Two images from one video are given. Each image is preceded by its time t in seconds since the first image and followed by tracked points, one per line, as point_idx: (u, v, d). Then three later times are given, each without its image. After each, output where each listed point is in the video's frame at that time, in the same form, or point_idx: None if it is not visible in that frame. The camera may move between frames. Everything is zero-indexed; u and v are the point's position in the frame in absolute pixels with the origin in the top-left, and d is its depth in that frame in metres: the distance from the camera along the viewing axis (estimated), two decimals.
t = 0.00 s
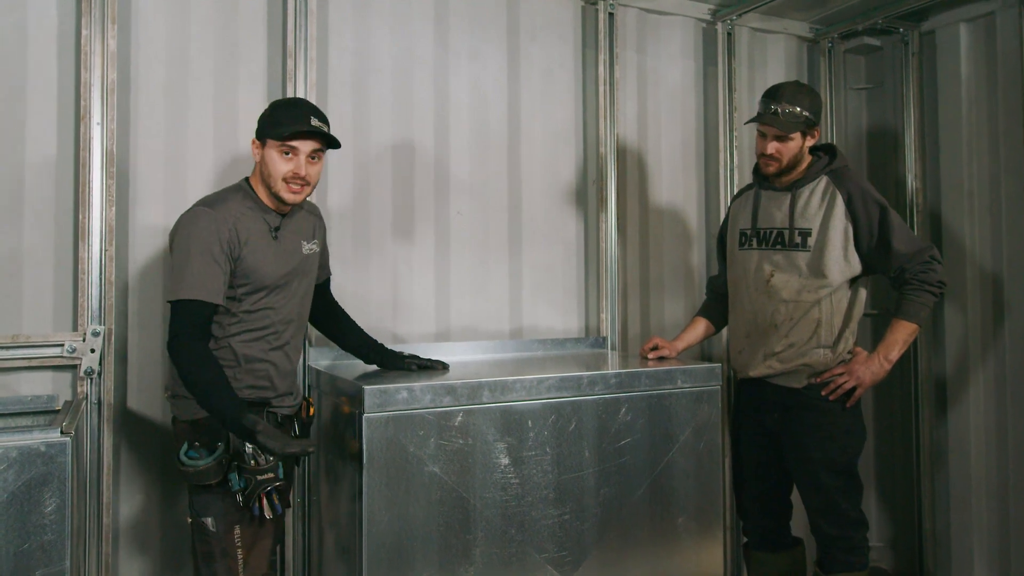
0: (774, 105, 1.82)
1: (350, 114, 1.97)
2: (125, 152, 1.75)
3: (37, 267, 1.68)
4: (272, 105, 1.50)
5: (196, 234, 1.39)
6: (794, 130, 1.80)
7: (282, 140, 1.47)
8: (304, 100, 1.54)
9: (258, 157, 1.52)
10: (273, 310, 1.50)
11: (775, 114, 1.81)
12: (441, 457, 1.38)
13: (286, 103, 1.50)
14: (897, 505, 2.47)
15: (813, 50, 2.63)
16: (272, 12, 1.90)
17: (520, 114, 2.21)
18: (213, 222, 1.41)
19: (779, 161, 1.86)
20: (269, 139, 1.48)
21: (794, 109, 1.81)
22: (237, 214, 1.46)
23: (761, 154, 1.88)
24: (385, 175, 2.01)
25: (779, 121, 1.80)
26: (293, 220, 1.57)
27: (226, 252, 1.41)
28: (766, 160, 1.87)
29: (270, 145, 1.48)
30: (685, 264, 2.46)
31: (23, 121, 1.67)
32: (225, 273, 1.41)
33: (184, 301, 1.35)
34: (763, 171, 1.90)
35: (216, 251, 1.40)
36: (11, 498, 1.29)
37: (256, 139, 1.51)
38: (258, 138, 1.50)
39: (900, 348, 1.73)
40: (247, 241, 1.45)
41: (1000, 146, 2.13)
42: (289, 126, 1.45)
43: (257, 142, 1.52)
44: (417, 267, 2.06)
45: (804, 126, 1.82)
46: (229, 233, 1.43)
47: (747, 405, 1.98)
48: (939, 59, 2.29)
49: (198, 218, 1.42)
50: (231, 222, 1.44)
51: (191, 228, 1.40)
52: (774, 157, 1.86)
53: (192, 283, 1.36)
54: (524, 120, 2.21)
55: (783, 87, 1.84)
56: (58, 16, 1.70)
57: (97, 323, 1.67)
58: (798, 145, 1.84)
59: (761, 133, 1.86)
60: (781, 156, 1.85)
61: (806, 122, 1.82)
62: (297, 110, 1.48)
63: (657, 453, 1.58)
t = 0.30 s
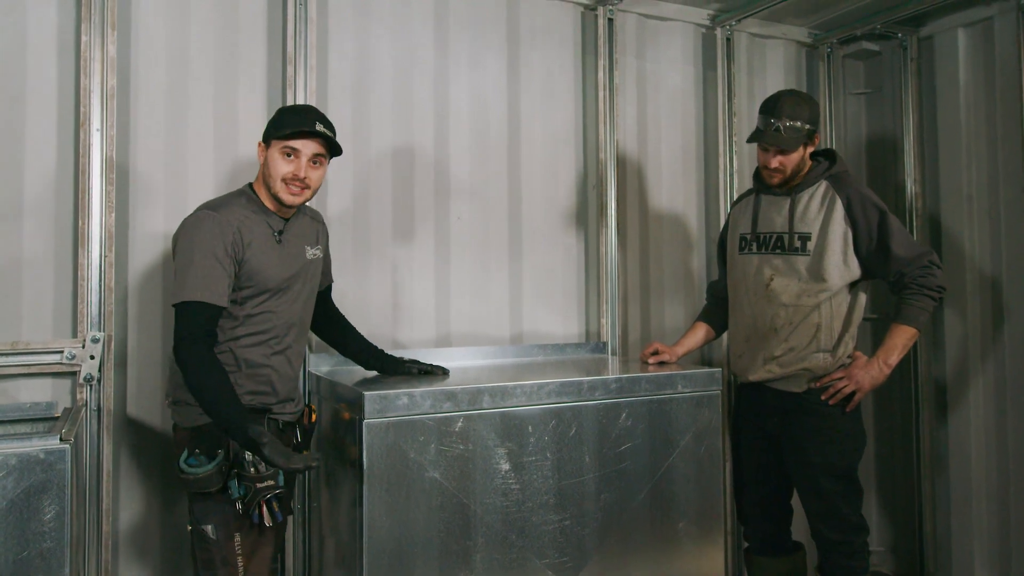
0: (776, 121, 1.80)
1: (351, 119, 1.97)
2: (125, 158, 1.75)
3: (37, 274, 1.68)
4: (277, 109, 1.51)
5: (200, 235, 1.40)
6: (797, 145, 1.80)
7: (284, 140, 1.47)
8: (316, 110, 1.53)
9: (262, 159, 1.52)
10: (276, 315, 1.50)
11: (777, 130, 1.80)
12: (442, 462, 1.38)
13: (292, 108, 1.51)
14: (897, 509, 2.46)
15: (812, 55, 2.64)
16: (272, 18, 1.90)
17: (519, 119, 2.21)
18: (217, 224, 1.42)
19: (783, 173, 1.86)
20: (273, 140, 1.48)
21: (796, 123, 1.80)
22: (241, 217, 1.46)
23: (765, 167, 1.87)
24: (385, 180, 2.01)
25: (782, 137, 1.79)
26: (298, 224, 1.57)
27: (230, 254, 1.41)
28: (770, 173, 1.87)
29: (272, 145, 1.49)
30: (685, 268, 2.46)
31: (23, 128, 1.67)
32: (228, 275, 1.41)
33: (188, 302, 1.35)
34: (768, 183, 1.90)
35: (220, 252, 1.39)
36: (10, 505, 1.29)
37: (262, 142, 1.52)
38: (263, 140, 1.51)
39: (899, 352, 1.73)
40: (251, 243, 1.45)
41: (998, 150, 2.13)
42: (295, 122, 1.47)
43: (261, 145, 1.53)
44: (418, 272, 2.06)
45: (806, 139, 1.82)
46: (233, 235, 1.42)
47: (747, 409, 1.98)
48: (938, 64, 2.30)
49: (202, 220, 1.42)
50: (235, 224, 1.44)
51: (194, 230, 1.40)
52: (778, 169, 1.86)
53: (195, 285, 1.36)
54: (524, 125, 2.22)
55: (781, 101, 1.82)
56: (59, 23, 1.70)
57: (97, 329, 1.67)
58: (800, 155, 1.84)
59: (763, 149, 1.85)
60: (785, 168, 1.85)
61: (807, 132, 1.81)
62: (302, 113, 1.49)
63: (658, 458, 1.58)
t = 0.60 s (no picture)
0: (776, 130, 1.80)
1: (347, 123, 1.97)
2: (121, 163, 1.75)
3: (33, 280, 1.68)
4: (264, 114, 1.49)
5: (182, 237, 1.40)
6: (796, 153, 1.80)
7: (280, 154, 1.46)
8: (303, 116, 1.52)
9: (251, 166, 1.51)
10: (264, 317, 1.49)
11: (777, 139, 1.80)
12: (439, 467, 1.38)
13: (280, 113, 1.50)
14: (896, 510, 2.46)
15: (806, 58, 2.65)
16: (268, 23, 1.90)
17: (516, 122, 2.21)
18: (200, 227, 1.42)
19: (783, 178, 1.87)
20: (265, 152, 1.47)
21: (795, 131, 1.80)
22: (225, 219, 1.46)
23: (764, 172, 1.87)
24: (381, 184, 2.01)
25: (783, 147, 1.80)
26: (284, 228, 1.57)
27: (213, 256, 1.41)
28: (770, 179, 1.88)
29: (265, 156, 1.48)
30: (682, 271, 2.46)
31: (18, 134, 1.67)
32: (212, 277, 1.41)
33: (172, 304, 1.36)
34: (768, 187, 1.90)
35: (203, 254, 1.40)
36: (6, 513, 1.28)
37: (251, 150, 1.50)
38: (252, 147, 1.49)
39: (897, 353, 1.73)
40: (235, 245, 1.45)
41: (993, 150, 2.14)
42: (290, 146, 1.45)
43: (248, 152, 1.50)
44: (415, 276, 2.06)
45: (805, 146, 1.82)
46: (215, 237, 1.43)
47: (745, 411, 1.98)
48: (933, 65, 2.31)
49: (185, 222, 1.42)
50: (219, 226, 1.44)
51: (178, 233, 1.41)
52: (778, 174, 1.86)
53: (179, 287, 1.36)
54: (520, 129, 2.22)
55: (781, 108, 1.82)
56: (54, 29, 1.70)
57: (93, 336, 1.66)
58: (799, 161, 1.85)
59: (762, 158, 1.85)
60: (784, 173, 1.85)
61: (806, 138, 1.82)
62: (294, 122, 1.48)
63: (655, 461, 1.58)
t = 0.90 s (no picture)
0: (775, 132, 1.80)
1: (344, 123, 1.97)
2: (119, 164, 1.75)
3: (32, 282, 1.68)
4: (249, 114, 1.49)
5: (169, 240, 1.40)
6: (796, 155, 1.80)
7: (271, 158, 1.48)
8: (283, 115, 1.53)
9: (237, 169, 1.51)
10: (257, 317, 1.49)
11: (777, 142, 1.80)
12: (438, 467, 1.38)
13: (263, 112, 1.51)
14: (894, 511, 2.47)
15: (805, 58, 2.65)
16: (266, 24, 1.91)
17: (514, 123, 2.21)
18: (186, 229, 1.42)
19: (782, 179, 1.86)
20: (254, 155, 1.48)
21: (794, 133, 1.80)
22: (212, 220, 1.46)
23: (762, 173, 1.87)
24: (380, 185, 2.01)
25: (784, 149, 1.80)
26: (271, 228, 1.58)
27: (199, 258, 1.41)
28: (770, 181, 1.87)
29: (254, 159, 1.49)
30: (681, 272, 2.46)
31: (16, 136, 1.67)
32: (200, 279, 1.41)
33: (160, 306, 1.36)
34: (768, 188, 1.90)
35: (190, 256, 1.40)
36: (5, 515, 1.28)
37: (237, 154, 1.49)
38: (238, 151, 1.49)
39: (895, 354, 1.73)
40: (223, 245, 1.45)
41: (991, 150, 2.14)
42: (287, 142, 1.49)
43: (234, 155, 1.50)
44: (414, 277, 2.06)
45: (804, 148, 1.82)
46: (202, 239, 1.42)
47: (744, 411, 1.98)
48: (931, 66, 2.31)
49: (172, 224, 1.42)
50: (205, 227, 1.44)
51: (165, 235, 1.41)
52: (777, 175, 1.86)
53: (167, 289, 1.36)
54: (518, 129, 2.22)
55: (780, 109, 1.81)
56: (52, 30, 1.70)
57: (91, 337, 1.66)
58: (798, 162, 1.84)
59: (761, 161, 1.85)
60: (784, 174, 1.85)
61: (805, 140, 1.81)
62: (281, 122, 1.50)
63: (654, 461, 1.58)
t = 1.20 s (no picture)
0: (770, 127, 1.80)
1: (344, 122, 1.98)
2: (119, 164, 1.75)
3: (31, 281, 1.68)
4: (267, 121, 1.49)
5: (175, 242, 1.40)
6: (791, 150, 1.80)
7: (287, 168, 1.48)
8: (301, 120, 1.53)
9: (251, 174, 1.51)
10: (259, 319, 1.50)
11: (772, 136, 1.80)
12: (437, 466, 1.38)
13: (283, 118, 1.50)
14: (894, 511, 2.47)
15: (804, 58, 2.65)
16: (265, 24, 1.91)
17: (513, 122, 2.21)
18: (192, 231, 1.42)
19: (778, 177, 1.87)
20: (270, 163, 1.48)
21: (789, 129, 1.80)
22: (218, 223, 1.45)
23: (759, 171, 1.87)
24: (379, 184, 2.01)
25: (777, 144, 1.80)
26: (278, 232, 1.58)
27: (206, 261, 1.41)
28: (765, 178, 1.88)
29: (271, 167, 1.49)
30: (680, 272, 2.47)
31: (16, 135, 1.67)
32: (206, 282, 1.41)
33: (164, 309, 1.35)
34: (764, 187, 1.90)
35: (195, 258, 1.40)
36: (5, 513, 1.29)
37: (252, 158, 1.49)
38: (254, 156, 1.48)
39: (894, 354, 1.73)
40: (228, 249, 1.45)
41: (991, 151, 2.14)
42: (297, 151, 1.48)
43: (249, 160, 1.50)
44: (413, 277, 2.06)
45: (799, 144, 1.83)
46: (207, 242, 1.42)
47: (744, 411, 1.98)
48: (931, 66, 2.31)
49: (177, 226, 1.42)
50: (211, 230, 1.44)
51: (169, 238, 1.40)
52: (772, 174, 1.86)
53: (171, 292, 1.36)
54: (518, 129, 2.22)
55: (775, 105, 1.82)
56: (52, 30, 1.70)
57: (91, 336, 1.66)
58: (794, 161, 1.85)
59: (757, 156, 1.85)
60: (779, 172, 1.86)
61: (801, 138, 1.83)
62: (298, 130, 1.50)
63: (654, 461, 1.58)
